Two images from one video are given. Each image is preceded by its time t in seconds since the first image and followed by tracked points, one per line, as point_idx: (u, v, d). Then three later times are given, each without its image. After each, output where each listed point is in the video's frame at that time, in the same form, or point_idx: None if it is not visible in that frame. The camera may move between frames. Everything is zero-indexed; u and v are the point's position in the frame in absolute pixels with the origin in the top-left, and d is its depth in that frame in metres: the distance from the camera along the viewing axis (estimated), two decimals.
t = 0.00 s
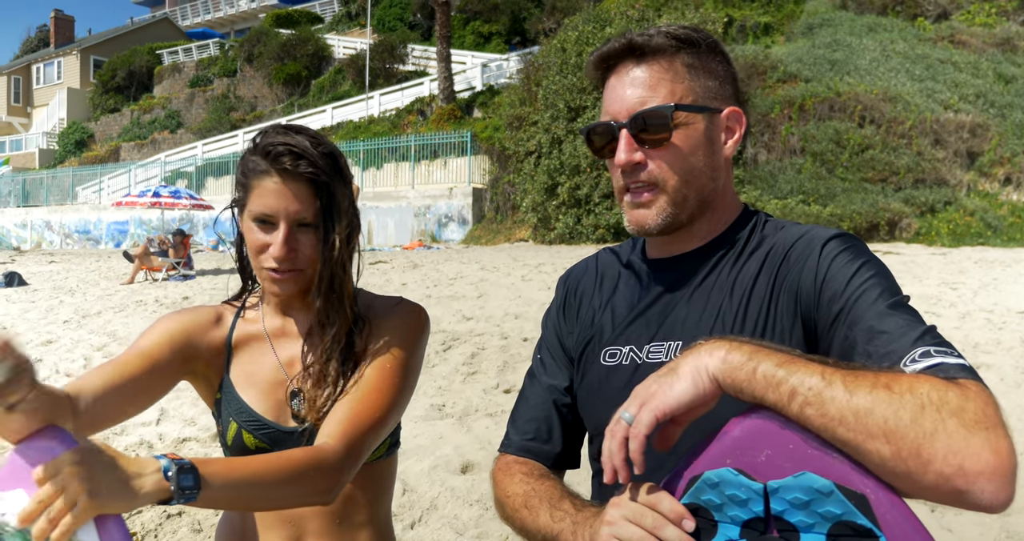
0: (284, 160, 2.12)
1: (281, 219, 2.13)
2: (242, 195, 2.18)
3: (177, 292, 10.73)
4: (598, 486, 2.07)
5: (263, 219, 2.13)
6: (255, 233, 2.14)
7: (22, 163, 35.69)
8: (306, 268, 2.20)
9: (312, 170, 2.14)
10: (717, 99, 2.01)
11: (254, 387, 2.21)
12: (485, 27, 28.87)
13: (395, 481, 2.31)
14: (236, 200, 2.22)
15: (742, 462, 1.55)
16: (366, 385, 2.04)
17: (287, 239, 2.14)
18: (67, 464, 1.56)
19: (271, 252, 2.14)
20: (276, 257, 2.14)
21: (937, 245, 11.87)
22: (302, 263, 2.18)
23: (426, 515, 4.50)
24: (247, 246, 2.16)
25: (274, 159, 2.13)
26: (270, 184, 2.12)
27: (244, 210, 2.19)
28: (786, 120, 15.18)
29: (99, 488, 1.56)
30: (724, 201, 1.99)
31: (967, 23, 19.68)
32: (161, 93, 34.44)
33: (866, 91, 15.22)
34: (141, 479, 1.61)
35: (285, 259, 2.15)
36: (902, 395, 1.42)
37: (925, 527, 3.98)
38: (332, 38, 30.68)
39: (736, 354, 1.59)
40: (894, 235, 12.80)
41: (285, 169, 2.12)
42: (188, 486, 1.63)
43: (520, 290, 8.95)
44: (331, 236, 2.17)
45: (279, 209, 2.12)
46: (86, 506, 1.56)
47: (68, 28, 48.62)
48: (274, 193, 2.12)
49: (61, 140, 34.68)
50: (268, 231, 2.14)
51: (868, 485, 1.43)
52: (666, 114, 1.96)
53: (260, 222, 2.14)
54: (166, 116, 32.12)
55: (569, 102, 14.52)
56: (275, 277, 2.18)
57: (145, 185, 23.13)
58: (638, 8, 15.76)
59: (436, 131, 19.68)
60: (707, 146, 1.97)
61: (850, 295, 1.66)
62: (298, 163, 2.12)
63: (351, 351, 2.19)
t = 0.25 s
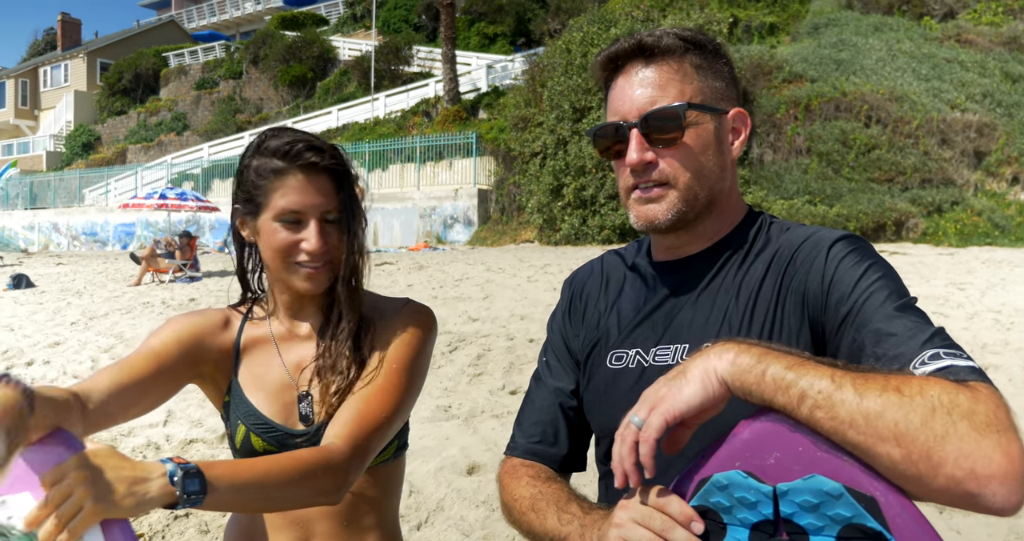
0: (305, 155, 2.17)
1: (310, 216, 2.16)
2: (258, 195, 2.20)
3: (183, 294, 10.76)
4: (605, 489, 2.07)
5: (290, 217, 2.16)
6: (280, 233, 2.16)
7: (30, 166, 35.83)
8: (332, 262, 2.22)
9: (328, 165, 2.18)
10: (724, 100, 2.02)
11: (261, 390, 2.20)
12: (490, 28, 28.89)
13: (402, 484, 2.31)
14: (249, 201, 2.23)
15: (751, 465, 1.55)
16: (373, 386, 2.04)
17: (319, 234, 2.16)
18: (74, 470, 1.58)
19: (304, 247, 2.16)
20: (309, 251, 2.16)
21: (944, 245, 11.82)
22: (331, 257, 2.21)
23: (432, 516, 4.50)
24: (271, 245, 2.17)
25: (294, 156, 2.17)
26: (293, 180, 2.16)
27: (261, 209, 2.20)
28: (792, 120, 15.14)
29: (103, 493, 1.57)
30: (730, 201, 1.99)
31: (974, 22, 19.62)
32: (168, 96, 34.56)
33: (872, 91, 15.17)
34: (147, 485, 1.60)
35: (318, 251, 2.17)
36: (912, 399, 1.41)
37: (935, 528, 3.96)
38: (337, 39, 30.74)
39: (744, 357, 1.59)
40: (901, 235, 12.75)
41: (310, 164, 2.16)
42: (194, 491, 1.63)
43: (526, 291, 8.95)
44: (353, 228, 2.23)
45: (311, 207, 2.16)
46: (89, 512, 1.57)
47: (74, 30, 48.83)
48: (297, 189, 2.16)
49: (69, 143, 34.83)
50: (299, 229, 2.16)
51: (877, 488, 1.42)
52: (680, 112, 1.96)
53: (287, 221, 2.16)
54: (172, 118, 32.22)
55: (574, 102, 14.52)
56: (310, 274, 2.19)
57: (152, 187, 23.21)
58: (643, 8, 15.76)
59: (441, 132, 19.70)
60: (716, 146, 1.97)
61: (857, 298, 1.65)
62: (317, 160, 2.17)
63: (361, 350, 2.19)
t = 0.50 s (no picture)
0: (319, 150, 2.22)
1: (330, 208, 2.21)
2: (270, 192, 2.22)
3: (196, 294, 10.81)
4: (616, 489, 2.07)
5: (312, 211, 2.20)
6: (299, 227, 2.19)
7: (44, 166, 36.07)
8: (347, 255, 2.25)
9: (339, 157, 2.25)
10: (732, 99, 2.02)
11: (272, 389, 2.22)
12: (500, 28, 28.91)
13: (412, 483, 2.32)
14: (258, 200, 2.25)
15: (760, 465, 1.54)
16: (382, 383, 2.05)
17: (340, 224, 2.20)
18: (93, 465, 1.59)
19: (327, 239, 2.19)
20: (332, 242, 2.18)
21: (958, 245, 11.73)
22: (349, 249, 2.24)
23: (443, 515, 4.51)
24: (290, 241, 2.20)
25: (305, 152, 2.21)
26: (307, 175, 2.21)
27: (276, 207, 2.22)
28: (804, 120, 15.07)
29: (121, 487, 1.57)
30: (740, 200, 1.99)
31: (989, 20, 19.48)
32: (180, 97, 34.76)
33: (885, 90, 15.08)
34: (161, 482, 1.61)
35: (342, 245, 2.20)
36: (923, 400, 1.41)
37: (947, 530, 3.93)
38: (348, 40, 30.83)
39: (754, 358, 1.59)
40: (914, 235, 12.67)
41: (324, 156, 2.22)
42: (207, 490, 1.64)
43: (536, 291, 8.95)
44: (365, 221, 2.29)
45: (331, 199, 2.21)
46: (106, 508, 1.57)
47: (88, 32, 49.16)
48: (312, 182, 2.20)
49: (82, 143, 35.05)
50: (320, 222, 2.20)
51: (888, 489, 1.41)
52: (688, 112, 1.96)
53: (306, 215, 2.20)
54: (184, 119, 32.39)
55: (585, 102, 14.52)
56: (333, 265, 2.21)
57: (164, 188, 23.31)
58: (654, 7, 15.75)
59: (452, 133, 19.72)
60: (726, 145, 1.98)
61: (867, 298, 1.65)
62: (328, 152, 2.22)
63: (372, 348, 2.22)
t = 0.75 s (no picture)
0: (328, 149, 2.23)
1: (340, 206, 2.23)
2: (280, 192, 2.25)
3: (214, 293, 10.90)
4: (628, 487, 2.07)
5: (320, 209, 2.22)
6: (309, 225, 2.21)
7: (64, 167, 36.45)
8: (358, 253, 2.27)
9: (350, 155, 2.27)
10: (746, 99, 2.02)
11: (285, 389, 2.25)
12: (516, 27, 28.91)
13: (425, 481, 2.34)
14: (268, 202, 2.27)
15: (771, 465, 1.55)
16: (395, 382, 2.07)
17: (350, 222, 2.22)
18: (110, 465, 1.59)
19: (338, 237, 2.21)
20: (343, 240, 2.20)
21: (978, 244, 11.59)
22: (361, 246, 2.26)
23: (458, 514, 4.53)
24: (301, 238, 2.22)
25: (316, 151, 2.23)
26: (318, 174, 2.23)
27: (287, 206, 2.25)
28: (822, 118, 14.97)
29: (138, 484, 1.58)
30: (753, 200, 1.99)
31: (1009, 16, 19.26)
32: (198, 98, 35.03)
33: (904, 87, 14.94)
34: (179, 481, 1.62)
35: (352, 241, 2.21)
36: (935, 400, 1.41)
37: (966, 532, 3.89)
38: (364, 40, 30.93)
39: (766, 357, 1.59)
40: (933, 234, 12.54)
41: (333, 156, 2.24)
42: (225, 488, 1.66)
43: (552, 290, 8.96)
44: (373, 218, 2.31)
45: (340, 196, 2.23)
46: (124, 506, 1.57)
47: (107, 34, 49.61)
48: (323, 181, 2.23)
49: (101, 144, 35.40)
50: (330, 219, 2.22)
51: (899, 490, 1.41)
52: (700, 111, 1.96)
53: (315, 213, 2.22)
54: (202, 119, 32.63)
55: (601, 101, 14.50)
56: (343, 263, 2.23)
57: (183, 188, 23.51)
58: (670, 5, 15.71)
59: (468, 132, 19.75)
60: (738, 145, 1.97)
61: (880, 298, 1.64)
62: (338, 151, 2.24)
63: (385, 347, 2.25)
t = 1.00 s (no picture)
0: (330, 149, 2.26)
1: (336, 207, 2.25)
2: (288, 192, 2.29)
3: (230, 292, 10.98)
4: (639, 485, 2.08)
5: (315, 210, 2.25)
6: (306, 225, 2.25)
7: (83, 167, 36.83)
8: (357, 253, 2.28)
9: (355, 159, 2.28)
10: (757, 99, 2.01)
11: (297, 387, 2.27)
12: (532, 27, 28.89)
13: (436, 479, 2.35)
14: (280, 200, 2.32)
15: (782, 464, 1.55)
16: (404, 381, 2.09)
17: (344, 224, 2.24)
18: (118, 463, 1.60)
19: (330, 238, 2.23)
20: (335, 242, 2.23)
21: (997, 243, 11.45)
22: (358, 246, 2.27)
23: (472, 513, 4.55)
24: (298, 239, 2.26)
25: (319, 152, 2.26)
26: (319, 174, 2.26)
27: (294, 203, 2.29)
28: (839, 116, 14.87)
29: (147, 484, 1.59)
30: (764, 200, 1.98)
31: None
32: (215, 97, 35.27)
33: (922, 85, 14.82)
34: (189, 476, 1.65)
35: (342, 244, 2.23)
36: (946, 401, 1.39)
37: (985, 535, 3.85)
38: (380, 40, 31.02)
39: (777, 357, 1.58)
40: (952, 233, 12.42)
41: (334, 157, 2.26)
42: (234, 484, 1.68)
43: (567, 289, 8.95)
44: (377, 219, 2.31)
45: (334, 198, 2.25)
46: (133, 502, 1.61)
47: (126, 34, 50.06)
48: (323, 182, 2.25)
49: (120, 144, 35.74)
50: (323, 222, 2.25)
51: (910, 490, 1.41)
52: (707, 112, 1.96)
53: (312, 213, 2.25)
54: (219, 119, 32.86)
55: (616, 100, 14.49)
56: (335, 265, 2.26)
57: (200, 187, 23.69)
58: (686, 4, 15.67)
59: (483, 131, 19.77)
60: (749, 145, 1.97)
61: (892, 298, 1.64)
62: (343, 153, 2.26)
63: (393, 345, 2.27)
